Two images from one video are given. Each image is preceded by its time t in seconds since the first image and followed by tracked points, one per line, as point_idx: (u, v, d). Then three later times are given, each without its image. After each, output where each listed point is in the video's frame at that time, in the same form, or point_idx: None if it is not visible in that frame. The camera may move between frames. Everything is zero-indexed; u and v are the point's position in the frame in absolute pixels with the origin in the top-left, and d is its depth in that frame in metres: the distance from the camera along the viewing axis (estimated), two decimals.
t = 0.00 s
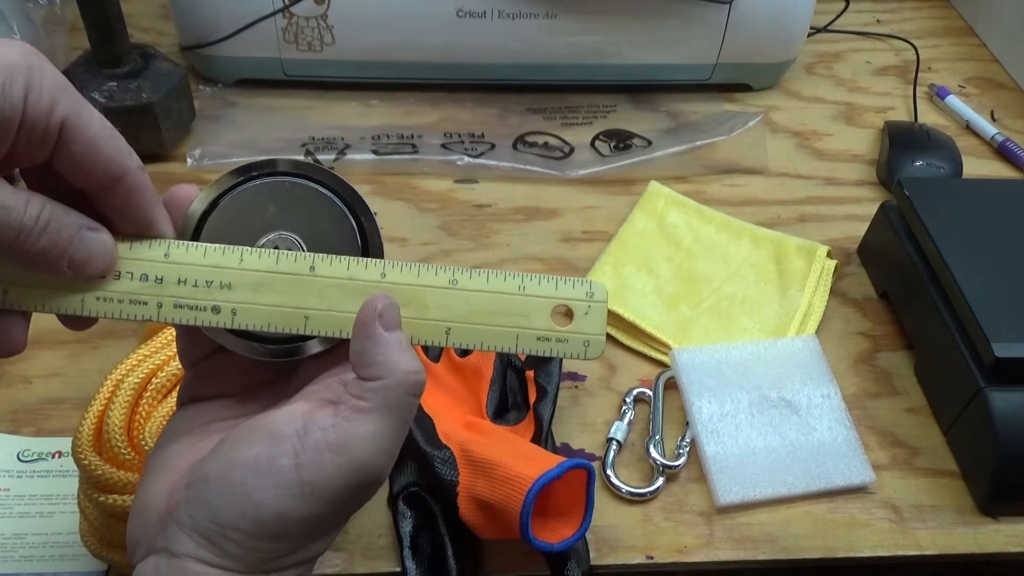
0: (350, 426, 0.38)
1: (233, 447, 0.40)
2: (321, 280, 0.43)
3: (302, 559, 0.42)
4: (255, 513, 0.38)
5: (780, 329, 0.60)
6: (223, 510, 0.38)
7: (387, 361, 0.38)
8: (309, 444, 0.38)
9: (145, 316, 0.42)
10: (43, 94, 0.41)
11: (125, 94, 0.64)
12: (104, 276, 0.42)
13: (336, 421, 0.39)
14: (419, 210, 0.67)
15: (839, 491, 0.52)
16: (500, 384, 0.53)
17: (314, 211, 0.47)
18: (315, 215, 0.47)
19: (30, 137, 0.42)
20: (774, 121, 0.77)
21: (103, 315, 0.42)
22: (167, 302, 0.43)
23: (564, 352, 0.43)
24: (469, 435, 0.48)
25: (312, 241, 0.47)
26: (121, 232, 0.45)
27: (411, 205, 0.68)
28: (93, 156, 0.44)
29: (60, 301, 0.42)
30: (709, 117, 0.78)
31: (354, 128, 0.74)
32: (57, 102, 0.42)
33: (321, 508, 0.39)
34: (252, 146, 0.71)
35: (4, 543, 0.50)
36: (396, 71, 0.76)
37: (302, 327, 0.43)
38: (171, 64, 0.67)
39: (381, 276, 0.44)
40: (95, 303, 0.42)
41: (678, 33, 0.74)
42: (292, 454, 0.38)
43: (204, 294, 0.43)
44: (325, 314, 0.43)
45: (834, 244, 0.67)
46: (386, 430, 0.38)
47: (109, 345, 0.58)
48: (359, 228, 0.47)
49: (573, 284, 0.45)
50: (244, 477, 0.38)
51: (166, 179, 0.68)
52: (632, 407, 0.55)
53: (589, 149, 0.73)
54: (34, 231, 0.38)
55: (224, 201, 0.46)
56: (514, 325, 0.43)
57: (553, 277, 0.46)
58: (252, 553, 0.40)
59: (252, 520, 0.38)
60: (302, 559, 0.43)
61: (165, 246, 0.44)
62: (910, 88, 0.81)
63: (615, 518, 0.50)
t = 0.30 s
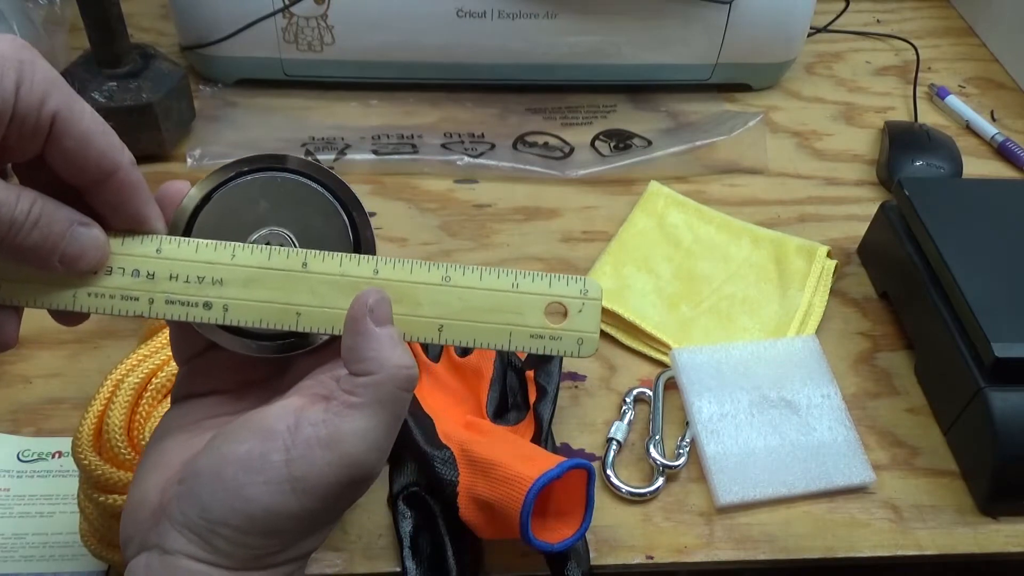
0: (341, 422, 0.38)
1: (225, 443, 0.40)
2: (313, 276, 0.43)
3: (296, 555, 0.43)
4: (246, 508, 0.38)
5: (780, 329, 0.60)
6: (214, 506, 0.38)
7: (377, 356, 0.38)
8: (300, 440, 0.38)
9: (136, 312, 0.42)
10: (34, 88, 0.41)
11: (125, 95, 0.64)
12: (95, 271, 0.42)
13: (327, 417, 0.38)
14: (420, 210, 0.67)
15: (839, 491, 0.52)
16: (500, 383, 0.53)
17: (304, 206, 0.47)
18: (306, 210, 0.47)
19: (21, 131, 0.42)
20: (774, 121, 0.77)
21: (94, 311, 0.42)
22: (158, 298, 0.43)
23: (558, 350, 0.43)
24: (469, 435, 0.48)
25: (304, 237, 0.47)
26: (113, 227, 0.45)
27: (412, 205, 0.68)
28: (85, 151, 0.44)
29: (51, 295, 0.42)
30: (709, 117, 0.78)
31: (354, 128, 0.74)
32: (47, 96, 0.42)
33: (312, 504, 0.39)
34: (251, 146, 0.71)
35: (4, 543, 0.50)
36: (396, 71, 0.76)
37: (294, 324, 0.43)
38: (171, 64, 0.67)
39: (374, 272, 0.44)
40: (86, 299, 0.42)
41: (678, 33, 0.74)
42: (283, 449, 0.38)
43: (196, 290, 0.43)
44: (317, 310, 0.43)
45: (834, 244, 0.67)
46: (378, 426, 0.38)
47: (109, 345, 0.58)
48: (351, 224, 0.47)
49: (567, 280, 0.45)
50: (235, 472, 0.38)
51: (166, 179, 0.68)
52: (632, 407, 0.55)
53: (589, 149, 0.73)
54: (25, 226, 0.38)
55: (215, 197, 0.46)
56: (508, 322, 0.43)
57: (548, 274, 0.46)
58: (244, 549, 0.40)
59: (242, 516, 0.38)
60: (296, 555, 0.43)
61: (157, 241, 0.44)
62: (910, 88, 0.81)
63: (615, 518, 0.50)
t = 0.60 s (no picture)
0: (331, 422, 0.38)
1: (213, 446, 0.40)
2: (302, 282, 0.43)
3: (288, 556, 0.43)
4: (236, 510, 0.38)
5: (781, 329, 0.60)
6: (203, 508, 0.38)
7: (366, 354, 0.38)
8: (290, 441, 0.38)
9: (126, 316, 0.42)
10: (24, 91, 0.42)
11: (125, 95, 0.64)
12: (86, 276, 0.42)
13: (318, 418, 0.39)
14: (420, 210, 0.67)
15: (839, 491, 0.52)
16: (500, 383, 0.54)
17: (293, 209, 0.46)
18: (295, 212, 0.46)
19: (10, 133, 0.43)
20: (774, 121, 0.77)
21: (84, 315, 0.42)
22: (148, 303, 0.43)
23: (548, 357, 0.43)
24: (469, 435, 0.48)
25: (293, 239, 0.46)
26: (103, 232, 0.45)
27: (412, 205, 0.68)
28: (74, 155, 0.44)
29: (41, 300, 0.42)
30: (709, 117, 0.78)
31: (354, 128, 0.74)
32: (38, 99, 0.42)
33: (302, 505, 0.39)
34: (251, 146, 0.71)
35: (4, 543, 0.50)
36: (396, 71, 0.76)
37: (283, 330, 0.43)
38: (171, 64, 0.67)
39: (364, 278, 0.44)
40: (76, 303, 0.42)
41: (678, 33, 0.74)
42: (272, 451, 0.38)
43: (186, 295, 0.43)
44: (306, 317, 0.43)
45: (834, 244, 0.67)
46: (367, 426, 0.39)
47: (109, 345, 0.58)
48: (341, 224, 0.47)
49: (560, 287, 0.45)
50: (225, 475, 0.38)
51: (167, 179, 0.68)
52: (632, 407, 0.55)
53: (589, 149, 0.74)
54: (14, 230, 0.38)
55: (204, 201, 0.46)
56: (497, 329, 0.43)
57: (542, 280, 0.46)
58: (235, 551, 0.40)
59: (233, 517, 0.38)
60: (289, 556, 0.43)
61: (147, 245, 0.44)
62: (910, 88, 0.81)
63: (615, 518, 0.50)
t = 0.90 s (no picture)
0: (345, 431, 0.38)
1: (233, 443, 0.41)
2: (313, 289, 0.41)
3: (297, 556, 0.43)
4: (246, 508, 0.39)
5: (781, 329, 0.60)
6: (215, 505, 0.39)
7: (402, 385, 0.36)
8: (303, 443, 0.39)
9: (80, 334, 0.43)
10: None
11: (125, 95, 0.64)
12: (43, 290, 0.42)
13: (332, 423, 0.39)
14: (420, 210, 0.67)
15: (840, 491, 0.52)
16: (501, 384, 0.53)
17: (322, 212, 0.45)
18: (320, 215, 0.44)
19: None
20: (774, 121, 0.77)
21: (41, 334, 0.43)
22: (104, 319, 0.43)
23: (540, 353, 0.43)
24: (469, 435, 0.48)
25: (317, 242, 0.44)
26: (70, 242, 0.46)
27: (412, 205, 0.68)
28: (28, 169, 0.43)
29: None
30: (709, 117, 0.78)
31: (354, 128, 0.74)
32: None
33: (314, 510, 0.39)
34: (251, 146, 0.71)
35: (5, 543, 0.50)
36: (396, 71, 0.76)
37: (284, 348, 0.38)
38: (170, 64, 0.67)
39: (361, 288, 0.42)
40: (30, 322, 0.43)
41: (678, 33, 0.74)
42: (286, 453, 0.39)
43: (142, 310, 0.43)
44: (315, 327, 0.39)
45: (834, 244, 0.67)
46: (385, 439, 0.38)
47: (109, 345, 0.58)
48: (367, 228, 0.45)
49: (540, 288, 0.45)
50: (238, 472, 0.39)
51: (167, 179, 0.68)
52: (632, 407, 0.55)
53: (589, 149, 0.74)
54: None
55: (229, 206, 0.44)
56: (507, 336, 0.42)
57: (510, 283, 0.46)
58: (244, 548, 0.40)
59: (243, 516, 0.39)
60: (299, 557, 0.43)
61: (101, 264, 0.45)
62: (910, 88, 0.81)
63: (615, 518, 0.50)
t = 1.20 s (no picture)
0: (338, 369, 0.39)
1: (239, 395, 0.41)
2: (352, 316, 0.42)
3: (282, 526, 0.41)
4: (247, 448, 0.38)
5: (781, 329, 0.60)
6: (216, 445, 0.39)
7: (363, 324, 0.39)
8: (306, 386, 0.39)
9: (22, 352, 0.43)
10: None
11: (125, 95, 0.64)
12: None
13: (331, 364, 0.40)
14: (419, 210, 0.68)
15: (839, 491, 0.52)
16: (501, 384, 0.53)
17: (378, 249, 0.44)
18: (374, 253, 0.44)
19: None
20: (774, 121, 0.77)
21: None
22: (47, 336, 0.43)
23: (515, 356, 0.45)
24: (469, 435, 0.48)
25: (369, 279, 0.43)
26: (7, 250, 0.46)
27: (411, 205, 0.68)
28: None
29: None
30: (709, 117, 0.78)
31: (354, 128, 0.74)
32: None
33: (306, 455, 0.38)
34: (251, 146, 0.71)
35: (4, 543, 0.50)
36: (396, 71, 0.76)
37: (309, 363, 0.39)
38: (170, 64, 0.67)
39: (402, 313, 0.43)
40: None
41: (678, 33, 0.74)
42: (288, 392, 0.39)
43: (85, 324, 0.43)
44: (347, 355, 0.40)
45: (834, 244, 0.67)
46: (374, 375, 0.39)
47: (109, 345, 0.58)
48: (416, 273, 0.44)
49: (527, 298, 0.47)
50: (245, 412, 0.39)
51: (167, 179, 0.69)
52: (632, 407, 0.55)
53: (589, 149, 0.73)
54: None
55: (285, 235, 0.44)
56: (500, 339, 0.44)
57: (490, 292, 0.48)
58: (234, 502, 0.39)
59: (240, 459, 0.38)
60: (286, 528, 0.42)
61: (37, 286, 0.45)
62: (910, 88, 0.81)
63: (615, 518, 0.50)
